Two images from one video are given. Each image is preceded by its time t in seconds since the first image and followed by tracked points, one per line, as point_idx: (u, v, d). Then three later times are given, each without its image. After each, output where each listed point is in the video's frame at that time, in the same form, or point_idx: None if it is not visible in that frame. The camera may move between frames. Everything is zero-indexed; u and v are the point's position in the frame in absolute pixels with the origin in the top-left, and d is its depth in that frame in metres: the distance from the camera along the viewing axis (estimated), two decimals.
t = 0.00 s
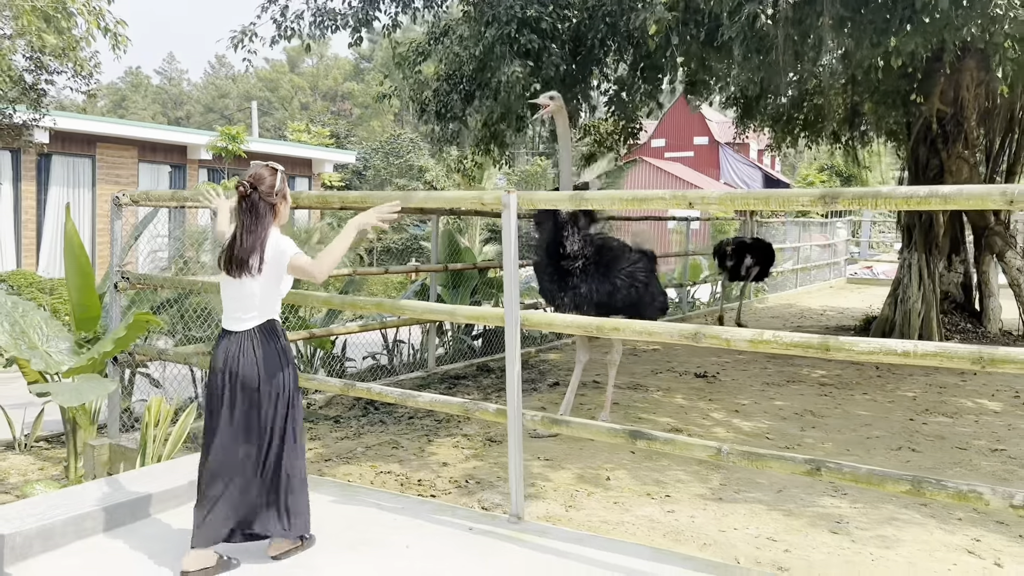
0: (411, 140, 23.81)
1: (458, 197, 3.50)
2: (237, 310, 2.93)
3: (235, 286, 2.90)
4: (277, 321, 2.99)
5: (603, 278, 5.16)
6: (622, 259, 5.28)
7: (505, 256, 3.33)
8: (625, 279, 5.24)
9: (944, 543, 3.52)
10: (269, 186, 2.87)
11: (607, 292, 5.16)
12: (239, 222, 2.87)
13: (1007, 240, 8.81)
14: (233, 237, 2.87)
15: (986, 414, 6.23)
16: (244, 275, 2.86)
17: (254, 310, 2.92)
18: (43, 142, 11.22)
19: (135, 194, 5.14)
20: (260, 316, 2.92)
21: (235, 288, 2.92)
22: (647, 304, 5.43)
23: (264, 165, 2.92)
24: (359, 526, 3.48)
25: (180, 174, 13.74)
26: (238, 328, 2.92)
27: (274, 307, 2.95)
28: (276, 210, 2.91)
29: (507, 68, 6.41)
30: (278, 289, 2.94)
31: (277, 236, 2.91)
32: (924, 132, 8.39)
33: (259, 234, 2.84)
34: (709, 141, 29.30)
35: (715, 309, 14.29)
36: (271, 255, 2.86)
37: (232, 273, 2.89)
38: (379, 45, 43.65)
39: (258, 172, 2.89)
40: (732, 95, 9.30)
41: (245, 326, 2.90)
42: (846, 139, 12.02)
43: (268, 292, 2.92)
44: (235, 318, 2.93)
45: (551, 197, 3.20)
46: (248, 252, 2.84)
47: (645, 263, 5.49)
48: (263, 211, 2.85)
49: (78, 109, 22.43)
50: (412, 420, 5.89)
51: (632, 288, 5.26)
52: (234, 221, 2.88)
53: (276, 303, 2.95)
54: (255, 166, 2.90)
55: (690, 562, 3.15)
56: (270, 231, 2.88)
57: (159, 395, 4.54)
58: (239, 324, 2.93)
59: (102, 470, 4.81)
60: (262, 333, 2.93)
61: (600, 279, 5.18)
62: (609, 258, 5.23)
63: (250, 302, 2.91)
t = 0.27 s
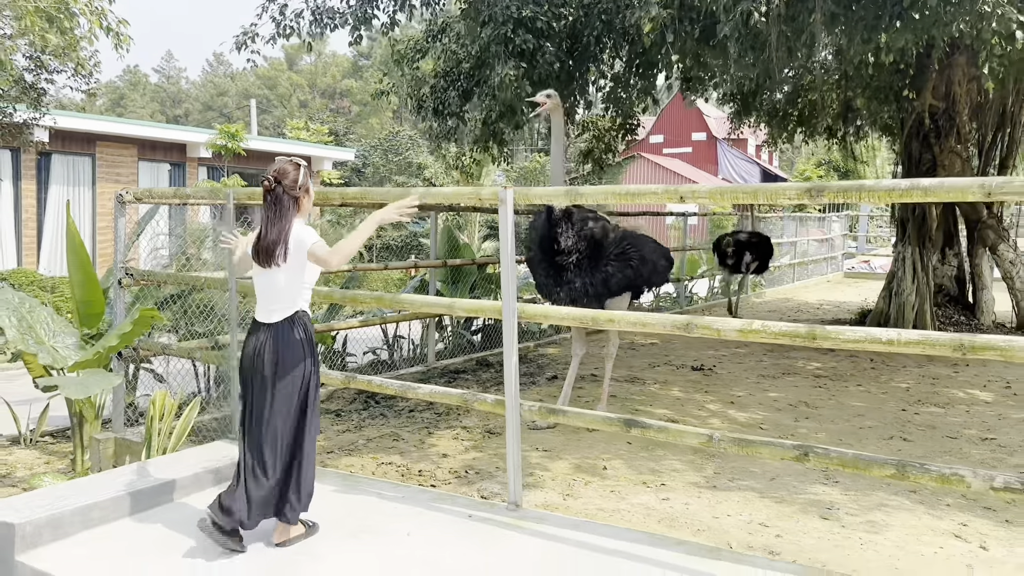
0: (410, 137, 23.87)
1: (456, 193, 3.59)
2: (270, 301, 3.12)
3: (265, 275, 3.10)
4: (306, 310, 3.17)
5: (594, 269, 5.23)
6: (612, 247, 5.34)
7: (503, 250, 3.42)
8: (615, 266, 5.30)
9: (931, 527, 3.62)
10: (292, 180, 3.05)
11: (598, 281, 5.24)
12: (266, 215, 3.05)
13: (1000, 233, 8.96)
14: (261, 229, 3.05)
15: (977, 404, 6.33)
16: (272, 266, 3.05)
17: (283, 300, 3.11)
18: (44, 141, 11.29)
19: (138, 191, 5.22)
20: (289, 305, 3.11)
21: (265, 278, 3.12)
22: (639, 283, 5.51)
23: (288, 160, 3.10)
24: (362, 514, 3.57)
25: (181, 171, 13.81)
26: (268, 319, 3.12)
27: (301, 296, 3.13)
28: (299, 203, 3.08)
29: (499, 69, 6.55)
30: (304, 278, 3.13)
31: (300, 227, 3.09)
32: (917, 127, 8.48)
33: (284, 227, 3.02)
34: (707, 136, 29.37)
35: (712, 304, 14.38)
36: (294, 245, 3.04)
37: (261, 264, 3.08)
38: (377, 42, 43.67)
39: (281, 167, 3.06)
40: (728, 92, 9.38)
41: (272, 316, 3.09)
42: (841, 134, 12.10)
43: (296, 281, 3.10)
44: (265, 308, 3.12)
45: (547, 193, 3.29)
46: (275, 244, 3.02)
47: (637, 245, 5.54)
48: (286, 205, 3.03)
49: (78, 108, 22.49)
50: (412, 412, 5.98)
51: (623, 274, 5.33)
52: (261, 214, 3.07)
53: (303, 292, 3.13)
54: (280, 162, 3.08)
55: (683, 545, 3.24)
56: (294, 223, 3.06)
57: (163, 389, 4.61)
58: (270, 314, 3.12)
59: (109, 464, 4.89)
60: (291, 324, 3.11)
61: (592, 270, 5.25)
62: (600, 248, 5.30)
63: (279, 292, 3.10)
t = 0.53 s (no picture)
0: (406, 134, 23.94)
1: (453, 189, 3.67)
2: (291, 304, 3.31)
3: (289, 279, 3.28)
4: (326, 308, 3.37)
5: (580, 264, 5.39)
6: (598, 239, 5.42)
7: (499, 245, 3.50)
8: (600, 259, 5.42)
9: (917, 513, 3.72)
10: (307, 187, 3.24)
11: (584, 277, 5.42)
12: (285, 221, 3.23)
13: (990, 227, 9.10)
14: (281, 234, 3.23)
15: (967, 394, 6.44)
16: (296, 267, 3.23)
17: (307, 299, 3.30)
18: (42, 140, 11.34)
19: (140, 190, 5.29)
20: (314, 303, 3.30)
21: (288, 280, 3.29)
22: (632, 268, 5.61)
23: (301, 169, 3.28)
24: (363, 504, 3.66)
25: (178, 170, 13.87)
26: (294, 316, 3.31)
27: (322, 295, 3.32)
28: (314, 208, 3.28)
29: (487, 70, 6.70)
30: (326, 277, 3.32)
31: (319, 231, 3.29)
32: (907, 123, 8.61)
33: (305, 230, 3.21)
34: (702, 132, 29.47)
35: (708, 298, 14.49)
36: (315, 248, 3.23)
37: (285, 268, 3.25)
38: (373, 40, 43.71)
39: (296, 175, 3.25)
40: (722, 89, 9.48)
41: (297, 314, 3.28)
42: (835, 129, 12.21)
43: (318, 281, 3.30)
44: (288, 310, 3.31)
45: (542, 189, 3.39)
46: (299, 247, 3.20)
47: (628, 229, 5.55)
48: (304, 210, 3.22)
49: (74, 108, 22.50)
50: (410, 406, 6.07)
51: (610, 265, 5.45)
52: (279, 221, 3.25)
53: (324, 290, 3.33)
54: (292, 172, 3.26)
55: (677, 531, 3.34)
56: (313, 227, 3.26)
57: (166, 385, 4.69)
58: (295, 313, 3.31)
59: (113, 458, 4.97)
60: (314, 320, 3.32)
61: (579, 265, 5.41)
62: (587, 242, 5.40)
63: (303, 292, 3.29)
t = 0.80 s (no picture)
0: (400, 132, 23.97)
1: (446, 188, 3.74)
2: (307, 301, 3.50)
3: (303, 278, 3.46)
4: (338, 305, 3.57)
5: (567, 261, 5.50)
6: (585, 236, 5.52)
7: (490, 241, 3.57)
8: (586, 256, 5.54)
9: (901, 503, 3.81)
10: (317, 192, 3.42)
11: (573, 274, 5.52)
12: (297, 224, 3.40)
13: (978, 222, 9.21)
14: (294, 237, 3.40)
15: (954, 388, 6.53)
16: (310, 268, 3.41)
17: (322, 297, 3.49)
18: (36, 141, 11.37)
19: (136, 190, 5.30)
20: (328, 301, 3.50)
21: (302, 280, 3.47)
22: (619, 263, 5.75)
23: (309, 174, 3.46)
24: (359, 497, 3.73)
25: (172, 169, 13.90)
26: (309, 313, 3.50)
27: (335, 293, 3.53)
28: (323, 211, 3.46)
29: (475, 70, 6.76)
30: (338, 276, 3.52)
31: (329, 233, 3.47)
32: (896, 120, 8.70)
33: (318, 232, 3.39)
34: (695, 129, 29.56)
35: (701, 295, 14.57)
36: (327, 248, 3.41)
37: (299, 269, 3.43)
38: (366, 38, 43.69)
39: (305, 181, 3.42)
40: (714, 87, 9.55)
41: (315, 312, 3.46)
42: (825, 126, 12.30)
43: (331, 279, 3.49)
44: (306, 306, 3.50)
45: (532, 187, 3.46)
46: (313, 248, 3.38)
47: (614, 226, 5.64)
48: (315, 213, 3.39)
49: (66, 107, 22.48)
50: (405, 402, 6.14)
51: (597, 262, 5.56)
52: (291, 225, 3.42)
53: (336, 288, 3.52)
54: (301, 177, 3.43)
55: (666, 521, 3.42)
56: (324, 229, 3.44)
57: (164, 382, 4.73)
58: (310, 310, 3.50)
59: (111, 455, 5.04)
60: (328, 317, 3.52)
61: (568, 262, 5.53)
62: (574, 238, 5.50)
63: (317, 291, 3.48)
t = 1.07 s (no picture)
0: (393, 131, 23.96)
1: (432, 189, 3.77)
2: (307, 295, 3.48)
3: (303, 273, 3.46)
4: (339, 298, 3.56)
5: (553, 259, 5.59)
6: (570, 235, 5.64)
7: (475, 242, 3.60)
8: (572, 254, 5.64)
9: (882, 499, 3.86)
10: (316, 187, 3.41)
11: (559, 272, 5.61)
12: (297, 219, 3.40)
13: (965, 219, 9.32)
14: (294, 232, 3.41)
15: (939, 385, 6.59)
16: (309, 262, 3.42)
17: (323, 290, 3.48)
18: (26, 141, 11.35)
19: (125, 191, 5.31)
20: (330, 293, 3.49)
21: (302, 273, 3.47)
22: (603, 260, 5.84)
23: (308, 169, 3.45)
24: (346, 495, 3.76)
25: (163, 169, 13.88)
26: (310, 306, 3.48)
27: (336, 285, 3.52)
28: (323, 205, 3.45)
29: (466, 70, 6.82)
30: (338, 269, 3.51)
31: (329, 227, 3.47)
32: (883, 119, 8.78)
33: (317, 227, 3.39)
34: (687, 127, 29.61)
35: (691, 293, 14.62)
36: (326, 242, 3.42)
37: (299, 263, 3.44)
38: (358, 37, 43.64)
39: (304, 176, 3.41)
40: (704, 86, 9.60)
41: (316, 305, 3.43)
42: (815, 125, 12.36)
43: (332, 273, 3.49)
44: (305, 300, 3.48)
45: (517, 188, 3.49)
46: (312, 242, 3.39)
47: (600, 225, 5.75)
48: (314, 208, 3.39)
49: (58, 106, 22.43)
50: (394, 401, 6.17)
51: (582, 260, 5.68)
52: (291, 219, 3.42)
53: (336, 281, 3.52)
54: (300, 172, 3.41)
55: (649, 518, 3.46)
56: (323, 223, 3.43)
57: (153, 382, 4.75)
58: (311, 303, 3.48)
59: (101, 455, 5.06)
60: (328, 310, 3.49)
61: (554, 260, 5.61)
62: (560, 237, 5.62)
63: (317, 284, 3.47)
